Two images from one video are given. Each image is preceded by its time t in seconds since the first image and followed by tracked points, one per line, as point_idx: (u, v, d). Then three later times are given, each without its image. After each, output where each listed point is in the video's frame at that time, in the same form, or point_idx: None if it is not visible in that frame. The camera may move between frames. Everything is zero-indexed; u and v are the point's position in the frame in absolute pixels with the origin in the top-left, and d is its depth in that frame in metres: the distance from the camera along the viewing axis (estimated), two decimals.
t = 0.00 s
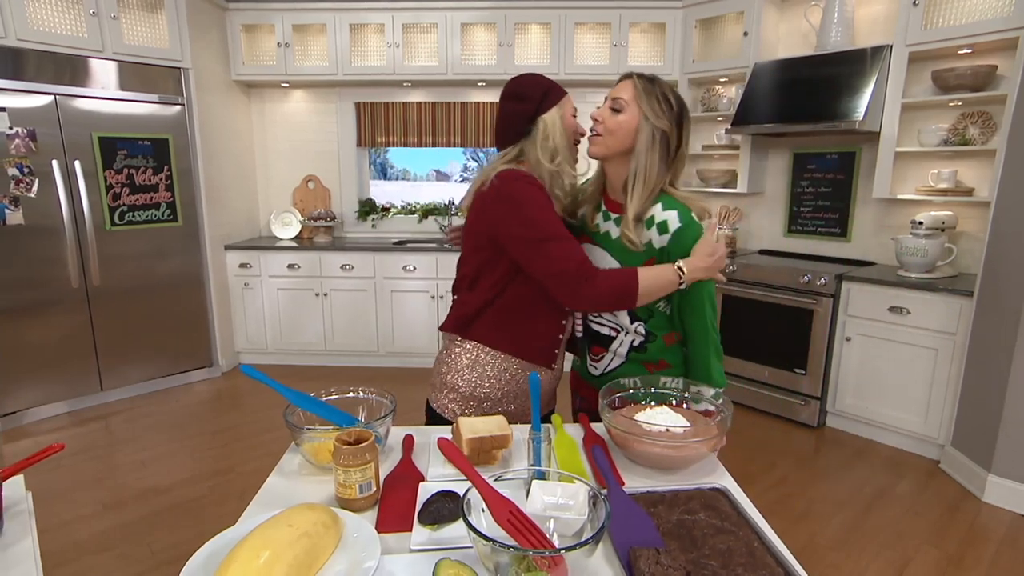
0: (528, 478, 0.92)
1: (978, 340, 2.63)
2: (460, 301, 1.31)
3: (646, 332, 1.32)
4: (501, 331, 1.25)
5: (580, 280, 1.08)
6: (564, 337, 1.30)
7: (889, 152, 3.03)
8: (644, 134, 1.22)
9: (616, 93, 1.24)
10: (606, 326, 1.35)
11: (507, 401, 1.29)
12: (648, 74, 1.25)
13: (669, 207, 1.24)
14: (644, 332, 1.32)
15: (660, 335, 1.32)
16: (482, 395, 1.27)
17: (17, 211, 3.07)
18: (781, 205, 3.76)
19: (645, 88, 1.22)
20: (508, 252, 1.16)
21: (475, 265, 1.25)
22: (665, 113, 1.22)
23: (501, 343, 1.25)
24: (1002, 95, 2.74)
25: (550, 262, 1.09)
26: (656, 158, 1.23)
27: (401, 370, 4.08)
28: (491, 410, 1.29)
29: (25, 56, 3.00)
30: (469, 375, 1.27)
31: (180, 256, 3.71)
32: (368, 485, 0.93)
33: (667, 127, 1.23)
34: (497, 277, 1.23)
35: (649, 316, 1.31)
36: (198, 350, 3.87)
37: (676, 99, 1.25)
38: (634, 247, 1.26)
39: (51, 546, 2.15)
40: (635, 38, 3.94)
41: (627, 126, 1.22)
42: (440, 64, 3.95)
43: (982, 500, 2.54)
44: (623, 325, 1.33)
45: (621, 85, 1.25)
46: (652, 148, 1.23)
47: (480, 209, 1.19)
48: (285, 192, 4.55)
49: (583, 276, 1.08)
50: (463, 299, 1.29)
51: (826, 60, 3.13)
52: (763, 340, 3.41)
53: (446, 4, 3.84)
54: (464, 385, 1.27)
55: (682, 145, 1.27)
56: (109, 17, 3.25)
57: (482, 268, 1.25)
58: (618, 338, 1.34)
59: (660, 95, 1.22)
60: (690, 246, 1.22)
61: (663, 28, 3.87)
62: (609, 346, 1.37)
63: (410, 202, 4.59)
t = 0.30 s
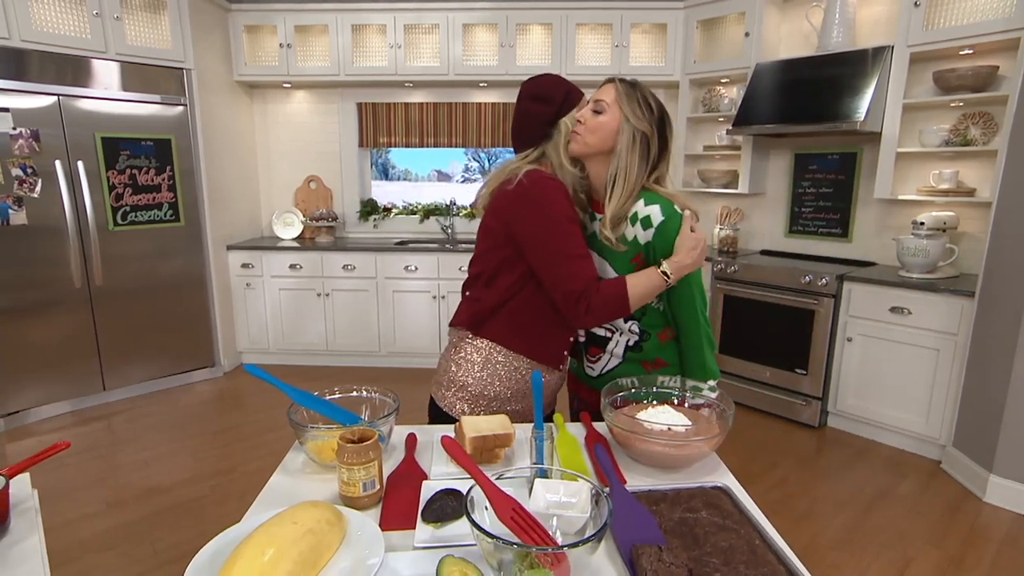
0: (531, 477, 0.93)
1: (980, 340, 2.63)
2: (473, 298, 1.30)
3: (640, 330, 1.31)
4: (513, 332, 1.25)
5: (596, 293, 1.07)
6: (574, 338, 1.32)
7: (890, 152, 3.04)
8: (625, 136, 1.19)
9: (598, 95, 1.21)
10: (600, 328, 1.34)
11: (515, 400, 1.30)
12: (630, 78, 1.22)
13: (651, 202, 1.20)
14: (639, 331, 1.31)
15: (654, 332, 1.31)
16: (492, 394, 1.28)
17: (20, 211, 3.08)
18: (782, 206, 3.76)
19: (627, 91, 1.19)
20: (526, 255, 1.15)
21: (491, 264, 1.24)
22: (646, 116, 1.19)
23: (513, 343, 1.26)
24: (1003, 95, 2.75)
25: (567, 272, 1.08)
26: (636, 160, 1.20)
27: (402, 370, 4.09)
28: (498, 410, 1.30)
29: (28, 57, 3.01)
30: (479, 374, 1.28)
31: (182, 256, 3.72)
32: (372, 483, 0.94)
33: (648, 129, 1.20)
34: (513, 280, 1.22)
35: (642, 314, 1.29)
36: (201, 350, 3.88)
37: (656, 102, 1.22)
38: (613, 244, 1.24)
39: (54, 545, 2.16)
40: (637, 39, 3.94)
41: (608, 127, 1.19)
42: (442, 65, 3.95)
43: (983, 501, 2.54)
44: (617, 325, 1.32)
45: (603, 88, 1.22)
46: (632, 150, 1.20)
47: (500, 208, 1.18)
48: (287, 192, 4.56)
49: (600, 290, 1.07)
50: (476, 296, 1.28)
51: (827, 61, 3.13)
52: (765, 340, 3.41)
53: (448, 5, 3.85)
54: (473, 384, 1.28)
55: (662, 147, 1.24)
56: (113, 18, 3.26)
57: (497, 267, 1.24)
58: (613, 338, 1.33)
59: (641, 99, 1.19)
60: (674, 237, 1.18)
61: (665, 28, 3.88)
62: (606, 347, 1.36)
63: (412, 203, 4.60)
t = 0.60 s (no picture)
0: (535, 475, 0.93)
1: (982, 340, 2.63)
2: (481, 301, 1.30)
3: (647, 331, 1.31)
4: (522, 335, 1.26)
5: (607, 297, 1.08)
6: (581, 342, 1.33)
7: (892, 154, 3.05)
8: (632, 139, 1.19)
9: (605, 98, 1.21)
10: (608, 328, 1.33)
11: (521, 403, 1.31)
12: (636, 82, 1.23)
13: (658, 203, 1.21)
14: (646, 332, 1.31)
15: (661, 332, 1.30)
16: (500, 396, 1.29)
17: (24, 212, 3.10)
18: (783, 206, 3.77)
19: (633, 94, 1.20)
20: (536, 260, 1.16)
21: (500, 269, 1.24)
22: (652, 119, 1.20)
23: (522, 347, 1.26)
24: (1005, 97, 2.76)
25: (578, 276, 1.09)
26: (644, 162, 1.20)
27: (404, 370, 4.10)
28: (506, 411, 1.31)
29: (31, 58, 3.02)
30: (487, 376, 1.28)
31: (185, 256, 3.73)
32: (378, 482, 0.95)
33: (654, 134, 1.20)
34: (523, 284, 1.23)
35: (649, 315, 1.29)
36: (203, 350, 3.89)
37: (663, 106, 1.23)
38: (620, 249, 1.25)
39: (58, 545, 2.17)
40: (639, 40, 3.95)
41: (615, 131, 1.19)
42: (444, 66, 3.96)
43: (986, 501, 2.55)
44: (624, 326, 1.31)
45: (609, 92, 1.22)
46: (640, 152, 1.20)
47: (509, 212, 1.18)
48: (290, 193, 4.58)
49: (612, 294, 1.08)
50: (485, 300, 1.29)
51: (829, 62, 3.14)
52: (767, 341, 3.41)
53: (451, 7, 3.86)
54: (482, 387, 1.29)
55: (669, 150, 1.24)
56: (116, 20, 3.28)
57: (506, 271, 1.24)
58: (621, 338, 1.33)
59: (647, 102, 1.20)
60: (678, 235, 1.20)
61: (666, 29, 3.88)
62: (612, 346, 1.35)
63: (413, 203, 4.61)
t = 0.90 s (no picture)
0: (539, 478, 0.94)
1: (983, 344, 2.63)
2: (483, 306, 1.31)
3: (656, 336, 1.33)
4: (524, 340, 1.26)
5: (608, 302, 1.10)
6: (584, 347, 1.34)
7: (893, 158, 3.05)
8: (648, 143, 1.21)
9: (618, 102, 1.22)
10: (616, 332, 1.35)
11: (524, 408, 1.31)
12: (647, 84, 1.24)
13: (674, 212, 1.25)
14: (655, 337, 1.33)
15: (670, 337, 1.33)
16: (502, 401, 1.30)
17: (29, 215, 3.11)
18: (785, 210, 3.77)
19: (646, 98, 1.21)
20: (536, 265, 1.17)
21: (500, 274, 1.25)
22: (666, 122, 1.22)
23: (525, 351, 1.27)
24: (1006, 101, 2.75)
25: (579, 282, 1.10)
26: (660, 166, 1.23)
27: (406, 373, 4.10)
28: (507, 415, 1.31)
29: (35, 62, 3.04)
30: (489, 380, 1.29)
31: (188, 259, 3.74)
32: (382, 484, 0.95)
33: (669, 137, 1.23)
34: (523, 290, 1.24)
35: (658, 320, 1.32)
36: (206, 353, 3.90)
37: (675, 108, 1.25)
38: (637, 254, 1.27)
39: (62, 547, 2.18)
40: (640, 44, 3.96)
41: (631, 135, 1.21)
42: (446, 70, 3.98)
43: (988, 505, 2.54)
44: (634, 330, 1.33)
45: (621, 95, 1.23)
46: (656, 156, 1.22)
47: (508, 219, 1.19)
48: (293, 197, 4.59)
49: (612, 298, 1.10)
50: (487, 305, 1.30)
51: (830, 66, 3.15)
52: (768, 344, 3.42)
53: (453, 11, 3.88)
54: (483, 391, 1.29)
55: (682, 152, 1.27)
56: (121, 24, 3.29)
57: (507, 277, 1.25)
58: (629, 343, 1.34)
59: (661, 105, 1.22)
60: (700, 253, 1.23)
61: (668, 33, 3.90)
62: (620, 350, 1.36)
63: (415, 207, 4.62)
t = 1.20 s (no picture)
0: (543, 485, 0.95)
1: (985, 350, 2.64)
2: (470, 319, 1.34)
3: (674, 343, 1.35)
4: (507, 348, 1.28)
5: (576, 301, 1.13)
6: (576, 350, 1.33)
7: (894, 164, 3.06)
8: (693, 155, 1.31)
9: (665, 115, 1.28)
10: (632, 339, 1.37)
11: (522, 414, 1.31)
12: (683, 96, 1.32)
13: (706, 223, 1.33)
14: (673, 343, 1.35)
15: (688, 343, 1.35)
16: (498, 407, 1.30)
17: (33, 221, 3.12)
18: (786, 216, 3.78)
19: (688, 111, 1.30)
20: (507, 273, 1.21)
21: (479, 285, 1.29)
22: (704, 134, 1.32)
23: (508, 360, 1.28)
24: (1006, 107, 2.77)
25: (546, 283, 1.14)
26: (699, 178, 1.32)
27: (408, 378, 4.11)
28: (508, 421, 1.31)
29: (40, 69, 3.05)
30: (485, 386, 1.30)
31: (191, 265, 3.75)
32: (387, 491, 0.95)
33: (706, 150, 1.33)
34: (500, 299, 1.27)
35: (676, 327, 1.34)
36: (209, 359, 3.90)
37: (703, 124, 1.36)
38: (673, 264, 1.32)
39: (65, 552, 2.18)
40: (641, 51, 3.98)
41: (678, 147, 1.28)
42: (448, 76, 4.00)
43: (991, 511, 2.54)
44: (651, 337, 1.35)
45: (663, 106, 1.29)
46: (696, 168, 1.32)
47: (479, 231, 1.24)
48: (295, 202, 4.61)
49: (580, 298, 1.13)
50: (472, 317, 1.33)
51: (830, 73, 3.16)
52: (770, 350, 3.42)
53: (455, 18, 3.90)
54: (481, 397, 1.30)
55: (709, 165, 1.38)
56: (125, 32, 3.32)
57: (486, 287, 1.29)
58: (645, 350, 1.36)
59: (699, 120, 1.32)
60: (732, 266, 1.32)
61: (668, 40, 3.91)
62: (634, 357, 1.38)
63: (417, 212, 4.64)
